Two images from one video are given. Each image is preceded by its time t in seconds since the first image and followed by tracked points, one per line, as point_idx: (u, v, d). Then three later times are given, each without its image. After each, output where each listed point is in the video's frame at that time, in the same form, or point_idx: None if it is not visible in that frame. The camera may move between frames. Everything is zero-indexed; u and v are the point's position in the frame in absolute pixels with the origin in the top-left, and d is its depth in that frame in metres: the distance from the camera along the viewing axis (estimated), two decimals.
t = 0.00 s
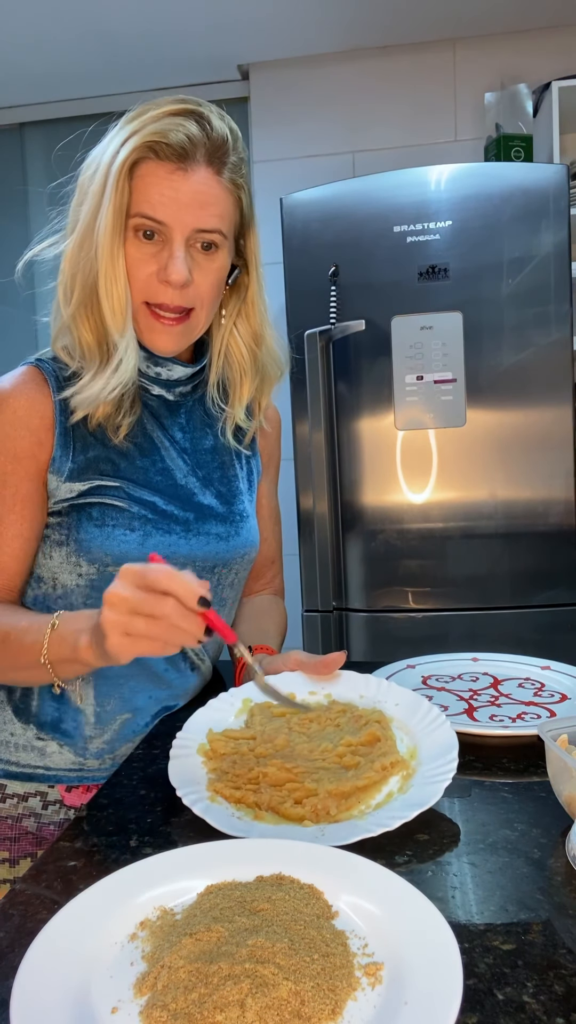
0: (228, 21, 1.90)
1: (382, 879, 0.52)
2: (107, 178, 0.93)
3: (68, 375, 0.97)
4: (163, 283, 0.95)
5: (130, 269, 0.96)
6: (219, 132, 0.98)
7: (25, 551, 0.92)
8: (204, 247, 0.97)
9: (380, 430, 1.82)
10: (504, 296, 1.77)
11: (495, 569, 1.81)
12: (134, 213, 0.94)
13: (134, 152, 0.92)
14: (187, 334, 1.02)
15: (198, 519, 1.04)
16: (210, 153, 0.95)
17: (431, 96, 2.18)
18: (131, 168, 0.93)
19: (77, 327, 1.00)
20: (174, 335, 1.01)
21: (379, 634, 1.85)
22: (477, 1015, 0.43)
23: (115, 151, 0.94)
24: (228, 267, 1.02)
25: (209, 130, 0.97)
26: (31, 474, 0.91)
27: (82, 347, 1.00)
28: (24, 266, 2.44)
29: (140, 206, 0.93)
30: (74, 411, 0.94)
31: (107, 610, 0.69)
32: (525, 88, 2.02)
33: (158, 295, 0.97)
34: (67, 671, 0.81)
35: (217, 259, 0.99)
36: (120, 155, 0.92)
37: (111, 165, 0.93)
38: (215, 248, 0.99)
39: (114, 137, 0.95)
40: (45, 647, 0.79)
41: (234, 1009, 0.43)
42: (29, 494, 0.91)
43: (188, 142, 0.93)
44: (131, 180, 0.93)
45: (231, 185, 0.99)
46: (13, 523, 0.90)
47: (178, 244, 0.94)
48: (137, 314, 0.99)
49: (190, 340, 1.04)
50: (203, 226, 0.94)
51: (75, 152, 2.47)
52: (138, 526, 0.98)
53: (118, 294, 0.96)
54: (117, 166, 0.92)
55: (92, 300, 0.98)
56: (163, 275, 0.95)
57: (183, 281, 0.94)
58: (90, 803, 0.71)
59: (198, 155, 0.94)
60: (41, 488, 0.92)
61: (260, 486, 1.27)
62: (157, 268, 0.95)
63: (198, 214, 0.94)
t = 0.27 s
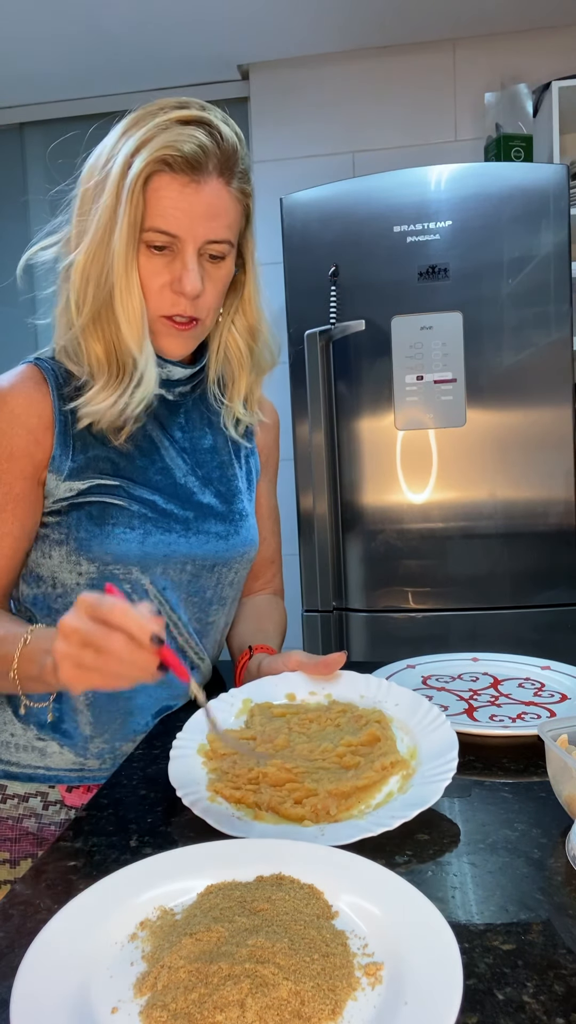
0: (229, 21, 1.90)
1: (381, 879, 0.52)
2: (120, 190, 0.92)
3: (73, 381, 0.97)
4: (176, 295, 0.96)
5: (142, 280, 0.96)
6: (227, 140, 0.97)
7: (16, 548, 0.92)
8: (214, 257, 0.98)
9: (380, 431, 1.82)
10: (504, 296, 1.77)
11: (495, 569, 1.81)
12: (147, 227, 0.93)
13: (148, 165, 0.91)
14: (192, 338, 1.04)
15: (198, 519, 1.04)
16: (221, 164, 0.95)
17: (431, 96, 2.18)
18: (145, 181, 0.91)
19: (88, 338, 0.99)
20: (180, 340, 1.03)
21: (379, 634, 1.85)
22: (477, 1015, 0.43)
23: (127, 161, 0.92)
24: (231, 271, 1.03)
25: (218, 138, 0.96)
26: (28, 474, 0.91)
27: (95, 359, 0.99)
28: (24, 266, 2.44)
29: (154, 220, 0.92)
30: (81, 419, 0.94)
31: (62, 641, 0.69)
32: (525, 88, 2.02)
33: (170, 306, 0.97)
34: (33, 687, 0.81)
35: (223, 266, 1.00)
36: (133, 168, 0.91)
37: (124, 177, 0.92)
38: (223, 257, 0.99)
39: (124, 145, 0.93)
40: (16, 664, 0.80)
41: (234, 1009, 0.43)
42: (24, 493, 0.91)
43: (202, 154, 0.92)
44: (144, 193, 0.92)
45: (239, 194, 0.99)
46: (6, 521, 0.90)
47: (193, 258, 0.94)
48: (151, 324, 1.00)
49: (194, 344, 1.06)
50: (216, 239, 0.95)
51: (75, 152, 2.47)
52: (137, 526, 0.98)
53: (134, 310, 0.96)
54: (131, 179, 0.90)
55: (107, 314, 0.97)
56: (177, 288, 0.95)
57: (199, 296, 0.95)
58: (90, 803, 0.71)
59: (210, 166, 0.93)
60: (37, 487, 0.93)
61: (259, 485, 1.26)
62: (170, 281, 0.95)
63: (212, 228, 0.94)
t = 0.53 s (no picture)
0: (229, 21, 1.90)
1: (381, 879, 0.52)
2: (122, 191, 0.91)
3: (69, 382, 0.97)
4: (178, 296, 0.96)
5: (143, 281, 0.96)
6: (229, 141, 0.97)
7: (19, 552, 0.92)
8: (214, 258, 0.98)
9: (380, 431, 1.82)
10: (504, 296, 1.77)
11: (495, 569, 1.81)
12: (149, 227, 0.93)
13: (151, 166, 0.91)
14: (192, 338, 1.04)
15: (195, 519, 1.04)
16: (223, 165, 0.95)
17: (431, 96, 2.18)
18: (148, 181, 0.91)
19: (87, 339, 0.99)
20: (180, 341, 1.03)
21: (379, 634, 1.85)
22: (477, 1015, 0.43)
23: (129, 162, 0.92)
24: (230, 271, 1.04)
25: (219, 139, 0.96)
26: (27, 475, 0.91)
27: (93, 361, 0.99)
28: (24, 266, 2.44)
29: (156, 220, 0.92)
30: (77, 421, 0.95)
31: (99, 686, 0.72)
32: (525, 88, 2.03)
33: (171, 307, 0.97)
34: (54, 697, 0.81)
35: (223, 268, 1.00)
36: (136, 168, 0.91)
37: (126, 177, 0.92)
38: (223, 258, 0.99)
39: (126, 146, 0.93)
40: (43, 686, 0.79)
41: (234, 1009, 0.43)
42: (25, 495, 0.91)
43: (205, 156, 0.92)
44: (147, 193, 0.91)
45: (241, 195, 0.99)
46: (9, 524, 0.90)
47: (194, 259, 0.94)
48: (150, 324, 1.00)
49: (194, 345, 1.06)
50: (217, 240, 0.95)
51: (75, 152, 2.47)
52: (135, 526, 0.98)
53: (134, 312, 0.96)
54: (134, 180, 0.90)
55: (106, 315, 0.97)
56: (179, 289, 0.95)
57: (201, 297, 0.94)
58: (90, 803, 0.71)
59: (212, 167, 0.93)
60: (37, 489, 0.93)
61: (258, 485, 1.26)
62: (172, 282, 0.95)
63: (213, 230, 0.94)
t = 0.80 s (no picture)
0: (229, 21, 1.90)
1: (381, 880, 0.52)
2: (121, 191, 0.91)
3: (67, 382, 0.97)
4: (177, 297, 0.96)
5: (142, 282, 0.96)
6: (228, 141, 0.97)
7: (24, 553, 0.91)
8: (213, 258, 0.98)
9: (380, 430, 1.82)
10: (504, 295, 1.77)
11: (495, 569, 1.81)
12: (149, 228, 0.93)
13: (150, 166, 0.91)
14: (191, 339, 1.04)
15: (194, 520, 1.04)
16: (222, 165, 0.95)
17: (431, 96, 2.18)
18: (147, 182, 0.91)
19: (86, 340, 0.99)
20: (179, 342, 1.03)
21: (379, 633, 1.85)
22: (477, 1015, 0.43)
23: (128, 162, 0.92)
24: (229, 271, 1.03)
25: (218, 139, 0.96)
26: (29, 476, 0.91)
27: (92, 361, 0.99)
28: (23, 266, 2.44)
29: (156, 221, 0.92)
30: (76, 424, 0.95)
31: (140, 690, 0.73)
32: (525, 88, 2.03)
33: (170, 307, 0.97)
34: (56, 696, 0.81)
35: (222, 268, 1.00)
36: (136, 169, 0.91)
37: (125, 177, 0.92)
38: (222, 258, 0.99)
39: (124, 146, 0.93)
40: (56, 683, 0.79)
41: (234, 1009, 0.43)
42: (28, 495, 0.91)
43: (204, 156, 0.92)
44: (146, 194, 0.91)
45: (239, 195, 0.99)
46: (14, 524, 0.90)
47: (194, 259, 0.94)
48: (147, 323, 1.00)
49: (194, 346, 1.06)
50: (216, 240, 0.95)
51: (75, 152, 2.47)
52: (134, 527, 0.98)
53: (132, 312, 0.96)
54: (133, 180, 0.90)
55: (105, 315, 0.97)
56: (179, 290, 0.95)
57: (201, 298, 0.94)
58: (90, 803, 0.71)
59: (212, 167, 0.93)
60: (39, 489, 0.93)
61: (257, 484, 1.26)
62: (171, 282, 0.95)
63: (213, 230, 0.94)
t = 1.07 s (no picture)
0: (229, 21, 1.90)
1: (380, 879, 0.52)
2: (121, 191, 0.91)
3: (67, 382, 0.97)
4: (178, 296, 0.96)
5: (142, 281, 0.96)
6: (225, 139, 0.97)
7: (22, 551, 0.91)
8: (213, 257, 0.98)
9: (379, 430, 1.82)
10: (504, 295, 1.77)
11: (495, 569, 1.81)
12: (148, 227, 0.93)
13: (149, 165, 0.91)
14: (192, 339, 1.04)
15: (194, 519, 1.04)
16: (220, 163, 0.95)
17: (431, 96, 2.18)
18: (146, 181, 0.91)
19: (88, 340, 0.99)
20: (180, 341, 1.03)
21: (379, 633, 1.85)
22: (477, 1015, 0.43)
23: (127, 162, 0.92)
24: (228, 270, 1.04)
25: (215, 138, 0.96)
26: (29, 474, 0.91)
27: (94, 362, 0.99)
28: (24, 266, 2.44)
29: (155, 220, 0.92)
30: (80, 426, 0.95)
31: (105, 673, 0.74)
32: (525, 88, 2.03)
33: (171, 306, 0.97)
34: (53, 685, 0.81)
35: (221, 266, 1.00)
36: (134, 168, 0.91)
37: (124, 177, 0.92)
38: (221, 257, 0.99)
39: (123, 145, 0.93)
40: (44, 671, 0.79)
41: (234, 1009, 0.43)
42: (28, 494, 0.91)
43: (203, 154, 0.92)
44: (145, 193, 0.91)
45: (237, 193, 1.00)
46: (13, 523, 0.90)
47: (194, 258, 0.94)
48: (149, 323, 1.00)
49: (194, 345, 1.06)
50: (216, 238, 0.95)
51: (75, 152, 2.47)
52: (134, 526, 0.98)
53: (135, 312, 0.96)
54: (132, 179, 0.90)
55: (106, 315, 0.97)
56: (179, 289, 0.95)
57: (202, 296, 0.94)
58: (90, 802, 0.71)
59: (210, 166, 0.93)
60: (39, 488, 0.93)
61: (256, 484, 1.26)
62: (172, 281, 0.95)
63: (212, 228, 0.94)
